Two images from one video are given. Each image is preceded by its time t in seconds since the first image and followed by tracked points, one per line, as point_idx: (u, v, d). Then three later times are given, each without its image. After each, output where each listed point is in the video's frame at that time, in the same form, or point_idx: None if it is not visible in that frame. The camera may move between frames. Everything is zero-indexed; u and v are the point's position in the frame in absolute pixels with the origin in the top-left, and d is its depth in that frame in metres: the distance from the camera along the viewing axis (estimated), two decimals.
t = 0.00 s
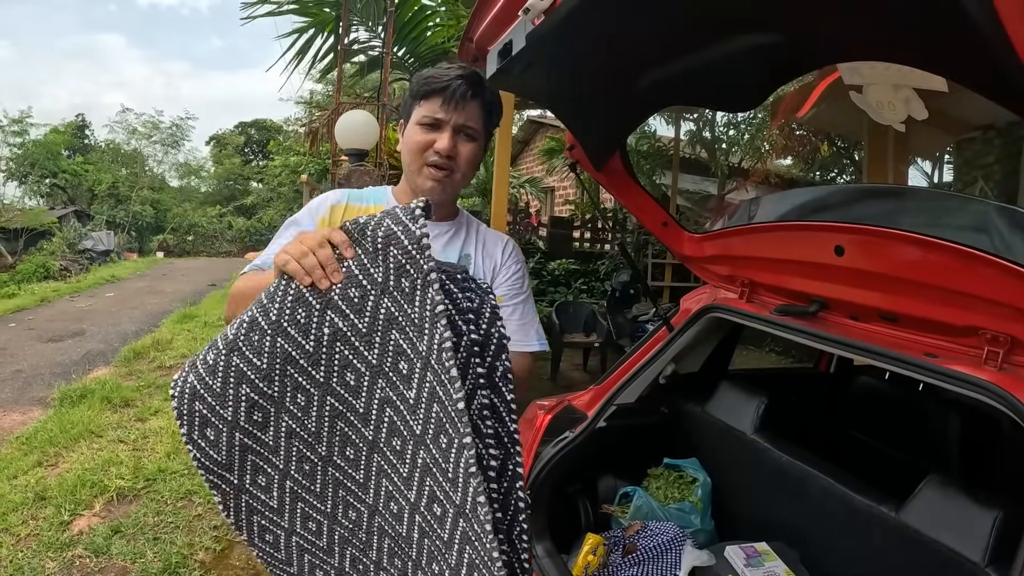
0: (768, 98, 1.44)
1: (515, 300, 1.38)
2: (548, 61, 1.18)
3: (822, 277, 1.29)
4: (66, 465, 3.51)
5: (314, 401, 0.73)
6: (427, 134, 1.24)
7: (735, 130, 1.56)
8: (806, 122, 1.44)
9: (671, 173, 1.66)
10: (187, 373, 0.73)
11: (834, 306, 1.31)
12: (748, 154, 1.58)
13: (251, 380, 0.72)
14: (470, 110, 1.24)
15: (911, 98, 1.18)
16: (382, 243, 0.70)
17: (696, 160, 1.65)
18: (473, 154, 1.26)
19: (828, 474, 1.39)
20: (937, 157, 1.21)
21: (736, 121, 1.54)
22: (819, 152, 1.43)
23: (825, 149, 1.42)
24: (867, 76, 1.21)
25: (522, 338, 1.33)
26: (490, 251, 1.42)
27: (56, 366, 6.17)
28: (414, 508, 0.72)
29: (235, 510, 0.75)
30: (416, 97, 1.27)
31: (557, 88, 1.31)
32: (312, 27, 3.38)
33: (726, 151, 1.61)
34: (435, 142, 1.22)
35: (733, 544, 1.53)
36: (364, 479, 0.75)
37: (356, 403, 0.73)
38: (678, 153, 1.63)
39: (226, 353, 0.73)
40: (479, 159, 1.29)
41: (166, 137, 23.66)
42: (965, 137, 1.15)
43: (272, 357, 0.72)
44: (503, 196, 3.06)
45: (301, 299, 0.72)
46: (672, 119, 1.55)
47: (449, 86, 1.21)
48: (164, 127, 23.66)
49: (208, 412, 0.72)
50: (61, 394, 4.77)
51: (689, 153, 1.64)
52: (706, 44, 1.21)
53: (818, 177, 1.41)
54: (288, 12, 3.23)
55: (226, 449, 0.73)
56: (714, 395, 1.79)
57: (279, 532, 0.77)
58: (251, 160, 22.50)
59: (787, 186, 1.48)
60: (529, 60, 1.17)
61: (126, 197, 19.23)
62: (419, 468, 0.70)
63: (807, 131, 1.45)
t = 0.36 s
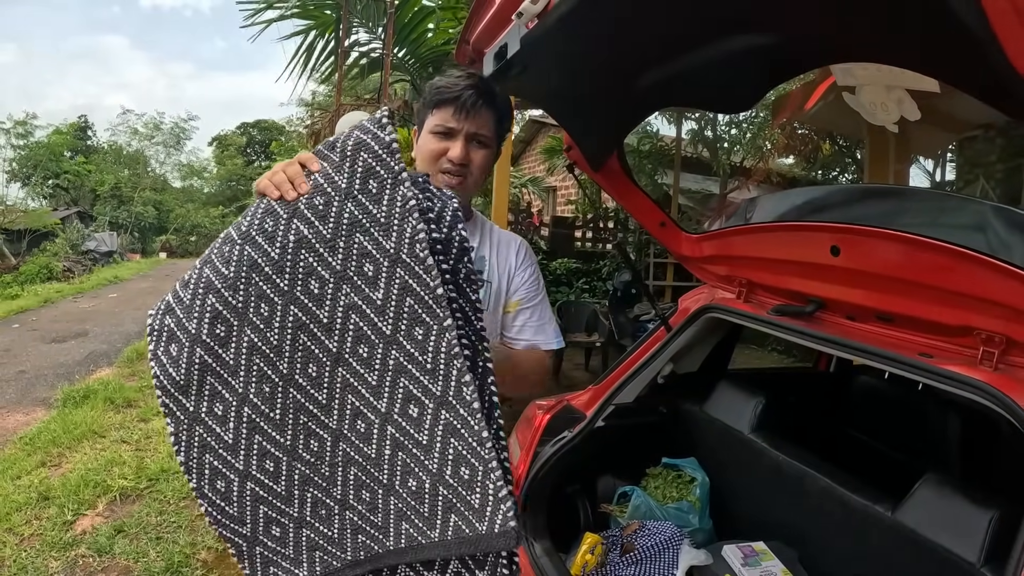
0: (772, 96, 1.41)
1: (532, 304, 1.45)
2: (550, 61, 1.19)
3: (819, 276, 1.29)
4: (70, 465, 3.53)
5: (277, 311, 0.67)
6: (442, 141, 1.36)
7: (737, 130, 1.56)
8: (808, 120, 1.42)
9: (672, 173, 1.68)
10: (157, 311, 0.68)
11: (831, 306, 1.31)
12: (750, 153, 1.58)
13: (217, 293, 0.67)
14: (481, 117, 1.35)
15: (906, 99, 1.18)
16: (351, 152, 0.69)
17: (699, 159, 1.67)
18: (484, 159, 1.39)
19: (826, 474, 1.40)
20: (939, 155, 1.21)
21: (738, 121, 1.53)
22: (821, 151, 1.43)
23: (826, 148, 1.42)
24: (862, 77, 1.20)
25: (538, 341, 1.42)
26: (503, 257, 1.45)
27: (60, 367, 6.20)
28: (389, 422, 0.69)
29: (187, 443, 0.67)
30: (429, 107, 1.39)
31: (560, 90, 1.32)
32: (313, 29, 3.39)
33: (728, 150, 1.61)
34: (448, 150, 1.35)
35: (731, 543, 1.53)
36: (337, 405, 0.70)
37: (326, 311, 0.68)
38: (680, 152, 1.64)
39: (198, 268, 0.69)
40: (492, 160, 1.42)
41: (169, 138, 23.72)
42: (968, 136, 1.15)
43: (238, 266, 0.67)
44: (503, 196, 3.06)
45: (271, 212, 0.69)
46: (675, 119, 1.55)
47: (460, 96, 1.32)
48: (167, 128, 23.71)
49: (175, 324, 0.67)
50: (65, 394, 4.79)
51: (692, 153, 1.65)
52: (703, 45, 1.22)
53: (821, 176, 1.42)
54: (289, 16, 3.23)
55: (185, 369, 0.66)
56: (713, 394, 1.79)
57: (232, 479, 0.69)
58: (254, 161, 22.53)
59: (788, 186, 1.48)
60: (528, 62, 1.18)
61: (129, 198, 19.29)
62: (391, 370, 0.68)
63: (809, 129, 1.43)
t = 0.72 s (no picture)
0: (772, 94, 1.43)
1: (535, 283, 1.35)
2: (546, 63, 1.20)
3: (814, 276, 1.31)
4: (75, 464, 3.56)
5: (223, 325, 0.94)
6: (454, 159, 1.22)
7: (740, 128, 1.57)
8: (810, 120, 1.43)
9: (675, 172, 1.68)
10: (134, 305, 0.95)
11: (827, 305, 1.33)
12: (751, 152, 1.57)
13: (178, 308, 0.93)
14: (499, 142, 1.23)
15: (895, 100, 1.19)
16: (313, 183, 0.99)
17: (700, 158, 1.70)
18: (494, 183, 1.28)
19: (823, 473, 1.41)
20: (943, 154, 1.19)
21: (740, 120, 1.55)
22: (823, 150, 1.42)
23: (828, 147, 1.42)
24: (852, 79, 1.23)
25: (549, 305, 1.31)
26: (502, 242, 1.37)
27: (65, 367, 6.23)
28: (306, 440, 0.97)
29: (137, 425, 0.94)
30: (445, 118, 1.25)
31: (557, 93, 1.33)
32: (314, 32, 3.41)
33: (730, 149, 1.62)
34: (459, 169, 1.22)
35: (729, 541, 1.55)
36: (261, 410, 0.97)
37: (263, 340, 0.95)
38: (682, 151, 1.66)
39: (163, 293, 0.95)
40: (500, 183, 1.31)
41: (172, 139, 23.78)
42: (970, 134, 1.12)
43: (196, 278, 0.95)
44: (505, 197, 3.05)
45: (234, 232, 0.99)
46: (677, 118, 1.60)
47: (483, 119, 1.19)
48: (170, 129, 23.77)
49: (140, 324, 0.94)
50: (70, 394, 4.82)
51: (693, 152, 1.69)
52: (698, 47, 1.23)
53: (823, 175, 1.40)
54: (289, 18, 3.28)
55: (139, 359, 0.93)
56: (712, 393, 1.80)
57: (172, 459, 0.95)
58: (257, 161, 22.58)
59: (791, 185, 1.45)
60: (524, 64, 1.18)
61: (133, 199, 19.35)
62: (313, 402, 0.95)
63: (812, 129, 1.44)
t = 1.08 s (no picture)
0: (774, 91, 1.43)
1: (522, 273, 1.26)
2: (545, 62, 1.20)
3: (813, 274, 1.32)
4: (79, 463, 3.58)
5: (193, 350, 0.84)
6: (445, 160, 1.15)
7: (743, 127, 1.59)
8: (813, 119, 1.45)
9: (679, 170, 1.71)
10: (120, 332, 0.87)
11: (827, 301, 1.33)
12: (755, 150, 1.58)
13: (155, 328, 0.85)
14: (496, 146, 1.16)
15: (892, 94, 1.20)
16: (261, 214, 0.88)
17: (704, 156, 1.70)
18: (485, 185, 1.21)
19: (823, 469, 1.41)
20: (947, 152, 1.18)
21: (743, 118, 1.56)
22: (826, 148, 1.43)
23: (832, 145, 1.42)
24: (849, 75, 1.23)
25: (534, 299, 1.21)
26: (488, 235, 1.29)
27: (70, 367, 6.27)
28: (265, 461, 0.81)
29: (141, 435, 0.85)
30: (439, 114, 1.17)
31: (557, 91, 1.32)
32: (316, 33, 3.43)
33: (734, 148, 1.63)
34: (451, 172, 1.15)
35: (730, 538, 1.55)
36: (237, 433, 0.85)
37: (235, 355, 0.83)
38: (685, 150, 1.69)
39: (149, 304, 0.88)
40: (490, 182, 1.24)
41: (176, 140, 23.87)
42: (975, 131, 1.13)
43: (166, 306, 0.85)
44: (507, 194, 2.91)
45: (195, 262, 0.89)
46: (680, 117, 1.60)
47: (480, 123, 1.12)
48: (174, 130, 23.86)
49: (124, 348, 0.85)
50: (74, 394, 4.84)
51: (696, 150, 1.70)
52: (697, 45, 1.24)
53: (827, 173, 1.40)
54: (292, 18, 3.29)
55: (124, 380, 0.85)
56: (713, 390, 1.81)
57: (176, 462, 0.86)
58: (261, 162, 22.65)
59: (793, 182, 1.47)
60: (524, 64, 1.19)
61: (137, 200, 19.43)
62: (268, 426, 0.80)
63: (815, 127, 1.45)
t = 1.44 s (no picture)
0: (779, 90, 1.43)
1: (504, 297, 1.37)
2: (548, 61, 1.20)
3: (819, 271, 1.31)
4: (86, 462, 3.59)
5: (175, 344, 0.82)
6: (409, 144, 1.21)
7: (747, 126, 1.58)
8: (818, 118, 1.44)
9: (683, 170, 1.70)
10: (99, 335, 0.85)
11: (832, 300, 1.34)
12: (760, 149, 1.59)
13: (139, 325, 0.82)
14: (457, 125, 1.21)
15: (897, 94, 1.20)
16: (237, 200, 0.86)
17: (708, 156, 1.71)
18: (455, 169, 1.24)
19: (828, 468, 1.42)
20: (951, 152, 1.19)
21: (748, 118, 1.56)
22: (831, 147, 1.43)
23: (837, 145, 1.42)
24: (853, 74, 1.23)
25: (509, 332, 1.35)
26: (473, 245, 1.33)
27: (76, 367, 6.29)
28: (254, 454, 0.80)
29: (122, 441, 0.83)
30: (403, 104, 1.25)
31: (562, 88, 1.34)
32: (321, 33, 3.45)
33: (738, 147, 1.64)
34: (416, 156, 1.20)
35: (736, 537, 1.55)
36: (224, 427, 0.83)
37: (218, 346, 0.82)
38: (690, 149, 1.68)
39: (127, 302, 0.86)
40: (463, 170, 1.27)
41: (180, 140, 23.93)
42: (978, 130, 1.13)
43: (147, 302, 0.83)
44: (512, 202, 2.88)
45: (173, 255, 0.87)
46: (684, 116, 1.59)
47: (437, 102, 1.18)
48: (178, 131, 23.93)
49: (105, 350, 0.83)
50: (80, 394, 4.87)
51: (701, 149, 1.70)
52: (701, 45, 1.25)
53: (831, 172, 1.40)
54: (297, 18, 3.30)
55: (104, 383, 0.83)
56: (718, 389, 1.81)
57: (159, 469, 0.84)
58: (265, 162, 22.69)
59: (799, 181, 1.48)
60: (529, 64, 1.20)
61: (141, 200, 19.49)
62: (255, 415, 0.79)
63: (819, 126, 1.45)
